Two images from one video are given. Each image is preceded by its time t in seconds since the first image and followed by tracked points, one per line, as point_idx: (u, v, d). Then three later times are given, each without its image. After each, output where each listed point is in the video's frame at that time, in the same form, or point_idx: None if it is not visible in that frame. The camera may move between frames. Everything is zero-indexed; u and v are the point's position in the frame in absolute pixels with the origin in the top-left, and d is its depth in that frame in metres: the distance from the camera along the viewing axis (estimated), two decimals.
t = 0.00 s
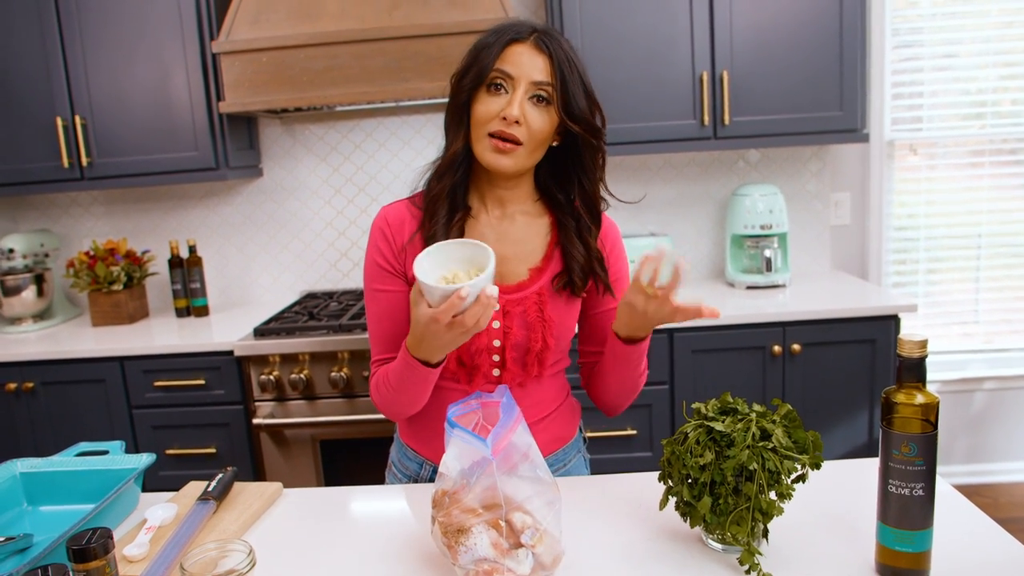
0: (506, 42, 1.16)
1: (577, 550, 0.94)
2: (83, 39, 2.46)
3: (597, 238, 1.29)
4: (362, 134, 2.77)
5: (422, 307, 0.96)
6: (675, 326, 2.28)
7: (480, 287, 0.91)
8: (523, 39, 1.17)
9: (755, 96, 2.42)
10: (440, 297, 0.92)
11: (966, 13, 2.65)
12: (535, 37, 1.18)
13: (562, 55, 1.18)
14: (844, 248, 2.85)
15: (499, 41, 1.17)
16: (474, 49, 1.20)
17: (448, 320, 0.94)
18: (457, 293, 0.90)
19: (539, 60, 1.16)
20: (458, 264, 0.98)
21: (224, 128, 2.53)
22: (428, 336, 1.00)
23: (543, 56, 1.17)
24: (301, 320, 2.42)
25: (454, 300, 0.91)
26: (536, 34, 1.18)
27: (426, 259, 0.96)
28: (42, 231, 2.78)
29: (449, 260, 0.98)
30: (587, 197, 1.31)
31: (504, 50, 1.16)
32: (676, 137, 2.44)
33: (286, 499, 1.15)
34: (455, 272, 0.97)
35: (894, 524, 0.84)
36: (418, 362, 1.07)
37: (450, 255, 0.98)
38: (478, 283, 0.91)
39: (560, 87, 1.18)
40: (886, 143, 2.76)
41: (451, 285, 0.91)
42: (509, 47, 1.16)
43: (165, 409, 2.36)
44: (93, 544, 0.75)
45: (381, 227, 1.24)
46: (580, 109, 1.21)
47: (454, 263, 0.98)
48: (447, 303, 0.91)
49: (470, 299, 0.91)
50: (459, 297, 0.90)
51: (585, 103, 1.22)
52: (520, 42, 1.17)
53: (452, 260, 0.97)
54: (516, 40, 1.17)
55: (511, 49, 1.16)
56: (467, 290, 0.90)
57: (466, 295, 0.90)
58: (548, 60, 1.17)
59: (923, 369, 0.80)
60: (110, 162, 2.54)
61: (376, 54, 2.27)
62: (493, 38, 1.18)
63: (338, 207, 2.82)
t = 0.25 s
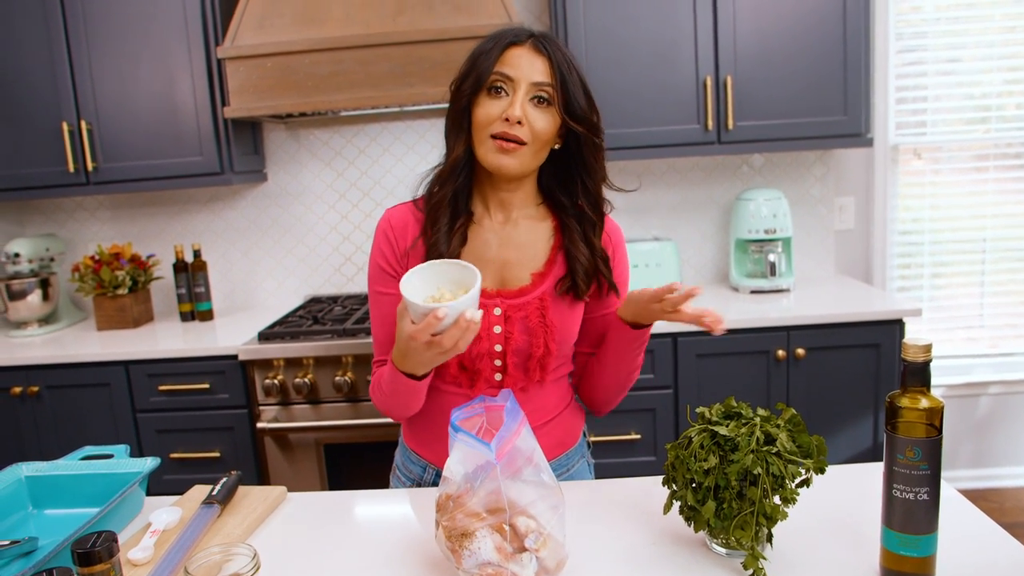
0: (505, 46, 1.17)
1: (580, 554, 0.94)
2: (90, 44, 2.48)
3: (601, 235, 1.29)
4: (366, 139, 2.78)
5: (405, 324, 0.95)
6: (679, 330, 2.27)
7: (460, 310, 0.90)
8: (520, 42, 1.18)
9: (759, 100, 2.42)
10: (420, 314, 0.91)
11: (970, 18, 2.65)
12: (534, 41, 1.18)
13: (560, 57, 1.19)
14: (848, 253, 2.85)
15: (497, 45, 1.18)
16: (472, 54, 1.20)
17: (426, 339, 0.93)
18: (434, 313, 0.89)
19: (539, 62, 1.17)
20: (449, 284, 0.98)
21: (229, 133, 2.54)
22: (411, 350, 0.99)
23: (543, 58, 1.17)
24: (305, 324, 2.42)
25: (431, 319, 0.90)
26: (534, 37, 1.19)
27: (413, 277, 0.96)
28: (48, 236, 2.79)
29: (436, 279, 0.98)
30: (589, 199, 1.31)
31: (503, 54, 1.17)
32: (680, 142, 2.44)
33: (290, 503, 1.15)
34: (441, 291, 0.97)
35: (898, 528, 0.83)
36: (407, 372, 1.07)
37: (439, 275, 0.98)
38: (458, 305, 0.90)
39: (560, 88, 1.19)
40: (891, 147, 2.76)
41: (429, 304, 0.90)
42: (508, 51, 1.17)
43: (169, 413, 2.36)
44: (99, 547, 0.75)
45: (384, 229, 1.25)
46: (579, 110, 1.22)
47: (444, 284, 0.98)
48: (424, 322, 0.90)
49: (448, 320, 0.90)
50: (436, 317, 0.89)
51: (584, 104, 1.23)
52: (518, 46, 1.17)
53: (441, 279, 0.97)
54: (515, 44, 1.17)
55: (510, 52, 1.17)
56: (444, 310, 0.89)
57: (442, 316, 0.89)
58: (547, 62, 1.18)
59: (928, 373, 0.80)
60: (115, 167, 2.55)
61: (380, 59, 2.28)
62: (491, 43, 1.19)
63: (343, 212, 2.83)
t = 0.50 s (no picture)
0: (508, 45, 1.17)
1: (581, 553, 0.94)
2: (91, 41, 2.48)
3: (603, 234, 1.29)
4: (367, 137, 2.78)
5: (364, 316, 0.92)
6: (680, 329, 2.27)
7: (407, 302, 0.86)
8: (524, 41, 1.17)
9: (761, 100, 2.42)
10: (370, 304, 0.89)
11: (973, 17, 2.64)
12: (537, 39, 1.18)
13: (564, 56, 1.19)
14: (849, 253, 2.85)
15: (500, 44, 1.17)
16: (475, 53, 1.20)
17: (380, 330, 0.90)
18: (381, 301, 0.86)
19: (542, 61, 1.16)
20: (411, 279, 0.94)
21: (230, 130, 2.54)
22: (365, 343, 0.95)
23: (546, 57, 1.17)
24: (306, 322, 2.42)
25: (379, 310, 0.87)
26: (537, 35, 1.18)
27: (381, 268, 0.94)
28: (49, 233, 2.79)
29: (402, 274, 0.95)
30: (592, 198, 1.31)
31: (506, 53, 1.17)
32: (681, 141, 2.44)
33: (290, 501, 1.15)
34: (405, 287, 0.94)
35: (899, 528, 0.83)
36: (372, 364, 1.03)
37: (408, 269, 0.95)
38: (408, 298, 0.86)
39: (563, 87, 1.18)
40: (892, 147, 2.76)
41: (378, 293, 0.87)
42: (511, 50, 1.17)
43: (170, 410, 2.37)
44: (98, 544, 0.75)
45: (387, 215, 1.26)
46: (584, 109, 1.21)
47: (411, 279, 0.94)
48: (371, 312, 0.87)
49: (395, 313, 0.87)
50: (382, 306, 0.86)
51: (588, 103, 1.22)
52: (521, 44, 1.17)
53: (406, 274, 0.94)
54: (518, 43, 1.17)
55: (513, 51, 1.16)
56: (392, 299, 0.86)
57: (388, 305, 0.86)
58: (551, 61, 1.17)
59: (930, 373, 0.80)
60: (117, 164, 2.55)
61: (382, 57, 2.27)
62: (494, 41, 1.18)
63: (344, 209, 2.83)
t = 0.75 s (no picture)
0: (507, 46, 1.16)
1: (583, 553, 0.94)
2: (95, 38, 2.48)
3: (604, 233, 1.29)
4: (371, 135, 2.78)
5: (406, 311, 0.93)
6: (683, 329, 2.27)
7: (457, 307, 0.87)
8: (523, 41, 1.17)
9: (765, 100, 2.41)
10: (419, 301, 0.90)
11: (977, 18, 2.64)
12: (536, 39, 1.17)
13: (563, 55, 1.18)
14: (852, 254, 2.84)
15: (499, 44, 1.17)
16: (475, 53, 1.20)
17: (423, 330, 0.91)
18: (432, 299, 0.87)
19: (541, 62, 1.16)
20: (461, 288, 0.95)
21: (234, 128, 2.54)
22: (411, 341, 0.97)
23: (545, 58, 1.17)
24: (308, 320, 2.42)
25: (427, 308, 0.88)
26: (536, 35, 1.18)
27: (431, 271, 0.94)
28: (52, 230, 2.79)
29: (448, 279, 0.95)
30: (594, 197, 1.31)
31: (505, 54, 1.16)
32: (685, 141, 2.44)
33: (292, 499, 1.15)
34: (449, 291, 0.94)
35: (903, 529, 0.83)
36: (402, 363, 1.06)
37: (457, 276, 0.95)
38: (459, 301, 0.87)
39: (563, 87, 1.18)
40: (896, 147, 2.75)
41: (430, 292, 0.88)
42: (510, 51, 1.16)
43: (172, 407, 2.37)
44: (102, 541, 0.75)
45: (393, 217, 1.25)
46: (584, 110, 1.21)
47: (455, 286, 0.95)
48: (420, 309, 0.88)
49: (444, 315, 0.88)
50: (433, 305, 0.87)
51: (588, 102, 1.22)
52: (520, 45, 1.17)
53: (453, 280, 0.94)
54: (517, 43, 1.16)
55: (512, 52, 1.16)
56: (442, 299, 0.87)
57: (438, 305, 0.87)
58: (550, 61, 1.17)
59: (934, 374, 0.80)
60: (120, 161, 2.55)
61: (386, 55, 2.27)
62: (493, 42, 1.18)
63: (347, 208, 2.83)
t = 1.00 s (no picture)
0: (515, 46, 1.16)
1: (584, 553, 0.94)
2: (98, 36, 2.48)
3: (608, 233, 1.29)
4: (373, 135, 2.78)
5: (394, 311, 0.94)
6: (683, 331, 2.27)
7: (439, 309, 0.87)
8: (531, 42, 1.17)
9: (767, 102, 2.41)
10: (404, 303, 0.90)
11: (979, 22, 2.64)
12: (544, 40, 1.17)
13: (570, 57, 1.18)
14: (853, 257, 2.84)
15: (507, 45, 1.17)
16: (482, 53, 1.20)
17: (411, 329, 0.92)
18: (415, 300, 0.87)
19: (549, 64, 1.16)
20: (451, 285, 0.94)
21: (236, 126, 2.54)
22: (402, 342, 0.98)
23: (552, 60, 1.17)
24: (310, 319, 2.42)
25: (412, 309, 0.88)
26: (544, 36, 1.18)
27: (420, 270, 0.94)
28: (55, 227, 2.80)
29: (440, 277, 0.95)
30: (598, 197, 1.31)
31: (513, 55, 1.17)
32: (687, 142, 2.44)
33: (293, 498, 1.15)
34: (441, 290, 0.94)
35: (904, 532, 0.83)
36: (401, 360, 1.06)
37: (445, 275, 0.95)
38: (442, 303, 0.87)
39: (570, 89, 1.18)
40: (898, 151, 2.75)
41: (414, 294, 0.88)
42: (517, 52, 1.16)
43: (173, 405, 2.37)
44: (104, 538, 0.76)
45: (398, 216, 1.25)
46: (590, 111, 1.21)
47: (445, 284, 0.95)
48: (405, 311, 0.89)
49: (427, 316, 0.88)
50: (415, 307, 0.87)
51: (594, 104, 1.22)
52: (528, 46, 1.17)
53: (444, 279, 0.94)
54: (525, 44, 1.16)
55: (520, 53, 1.16)
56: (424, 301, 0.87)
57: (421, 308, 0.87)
58: (557, 63, 1.17)
59: (937, 377, 0.79)
60: (122, 158, 2.55)
61: (389, 55, 2.28)
62: (501, 42, 1.18)
63: (349, 207, 2.83)
